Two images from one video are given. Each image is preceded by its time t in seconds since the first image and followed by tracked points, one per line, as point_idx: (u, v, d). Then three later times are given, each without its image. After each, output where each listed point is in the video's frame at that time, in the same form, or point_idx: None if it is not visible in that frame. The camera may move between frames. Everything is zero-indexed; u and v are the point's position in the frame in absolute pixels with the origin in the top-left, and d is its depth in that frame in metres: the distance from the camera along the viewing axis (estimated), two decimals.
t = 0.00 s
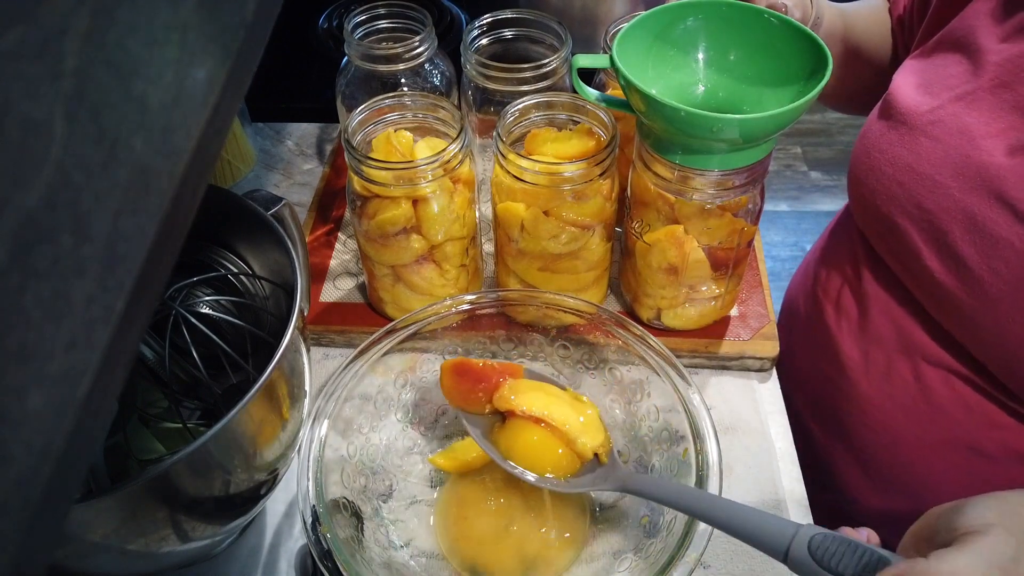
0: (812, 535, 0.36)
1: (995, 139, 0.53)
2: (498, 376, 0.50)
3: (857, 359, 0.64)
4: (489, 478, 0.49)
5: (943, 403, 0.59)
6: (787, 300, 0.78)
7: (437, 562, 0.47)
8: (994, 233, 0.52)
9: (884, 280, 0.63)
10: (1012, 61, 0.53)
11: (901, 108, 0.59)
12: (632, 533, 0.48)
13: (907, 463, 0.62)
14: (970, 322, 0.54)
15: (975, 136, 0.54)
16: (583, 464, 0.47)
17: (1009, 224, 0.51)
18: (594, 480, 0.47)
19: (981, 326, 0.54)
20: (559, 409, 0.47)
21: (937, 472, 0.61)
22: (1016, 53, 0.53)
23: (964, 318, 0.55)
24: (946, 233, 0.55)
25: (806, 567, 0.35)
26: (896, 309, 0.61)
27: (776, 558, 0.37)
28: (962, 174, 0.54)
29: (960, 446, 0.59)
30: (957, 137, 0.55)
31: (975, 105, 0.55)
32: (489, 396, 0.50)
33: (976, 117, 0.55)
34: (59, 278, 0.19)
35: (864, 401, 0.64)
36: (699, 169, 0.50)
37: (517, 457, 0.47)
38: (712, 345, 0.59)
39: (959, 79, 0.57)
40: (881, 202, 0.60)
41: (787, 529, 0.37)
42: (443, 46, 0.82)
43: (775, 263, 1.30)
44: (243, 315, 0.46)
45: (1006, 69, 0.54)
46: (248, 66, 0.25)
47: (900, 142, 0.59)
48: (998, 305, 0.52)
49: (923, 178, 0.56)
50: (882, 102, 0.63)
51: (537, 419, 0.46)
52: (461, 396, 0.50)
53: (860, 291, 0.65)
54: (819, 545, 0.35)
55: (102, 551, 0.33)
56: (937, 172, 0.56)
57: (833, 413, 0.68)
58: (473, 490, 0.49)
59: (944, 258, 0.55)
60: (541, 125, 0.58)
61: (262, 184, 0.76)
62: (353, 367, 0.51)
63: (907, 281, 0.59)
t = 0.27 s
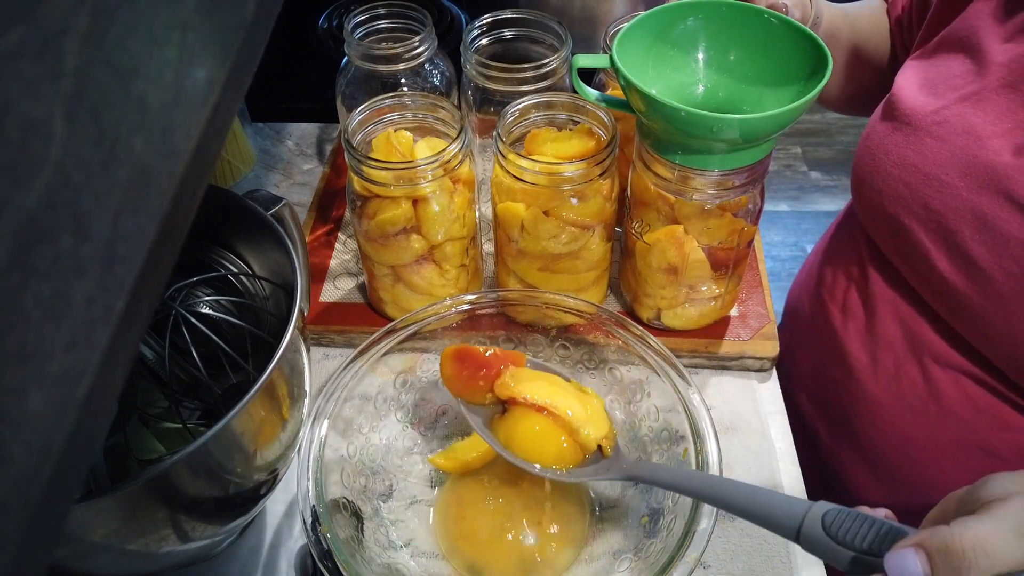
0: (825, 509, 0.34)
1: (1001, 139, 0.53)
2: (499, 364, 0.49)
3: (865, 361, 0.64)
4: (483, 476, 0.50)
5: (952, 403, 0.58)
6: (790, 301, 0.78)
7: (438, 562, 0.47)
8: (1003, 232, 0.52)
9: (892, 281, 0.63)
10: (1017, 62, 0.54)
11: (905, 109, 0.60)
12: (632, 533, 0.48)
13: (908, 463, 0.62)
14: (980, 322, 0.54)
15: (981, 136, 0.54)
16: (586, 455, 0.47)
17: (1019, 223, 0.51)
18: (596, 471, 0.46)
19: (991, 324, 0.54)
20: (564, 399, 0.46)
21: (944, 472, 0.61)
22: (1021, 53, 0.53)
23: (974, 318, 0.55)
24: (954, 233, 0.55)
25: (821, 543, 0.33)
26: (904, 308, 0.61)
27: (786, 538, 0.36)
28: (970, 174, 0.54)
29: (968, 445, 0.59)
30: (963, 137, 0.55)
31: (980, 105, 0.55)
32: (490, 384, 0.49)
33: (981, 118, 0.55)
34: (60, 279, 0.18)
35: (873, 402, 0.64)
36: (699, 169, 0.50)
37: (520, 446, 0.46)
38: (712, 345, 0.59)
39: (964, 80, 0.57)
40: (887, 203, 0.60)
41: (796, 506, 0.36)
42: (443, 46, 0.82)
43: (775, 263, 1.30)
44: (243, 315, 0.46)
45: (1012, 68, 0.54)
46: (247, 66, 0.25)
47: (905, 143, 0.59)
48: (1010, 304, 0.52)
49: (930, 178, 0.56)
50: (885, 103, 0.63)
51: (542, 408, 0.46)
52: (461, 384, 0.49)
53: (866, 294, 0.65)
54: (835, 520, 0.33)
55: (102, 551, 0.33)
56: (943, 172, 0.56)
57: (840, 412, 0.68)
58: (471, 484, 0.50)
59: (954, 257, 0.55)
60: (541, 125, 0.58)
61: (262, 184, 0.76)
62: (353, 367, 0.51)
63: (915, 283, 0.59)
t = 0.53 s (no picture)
0: (833, 483, 0.33)
1: (1007, 138, 0.54)
2: (504, 345, 0.49)
3: (868, 363, 0.64)
4: (483, 476, 0.50)
5: (956, 404, 0.58)
6: (791, 302, 0.78)
7: (438, 562, 0.47)
8: (1009, 230, 0.52)
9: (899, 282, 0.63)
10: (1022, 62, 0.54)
11: (909, 110, 0.60)
12: (632, 532, 0.48)
13: (909, 463, 0.62)
14: (987, 321, 0.54)
15: (987, 136, 0.54)
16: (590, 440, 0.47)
17: None
18: (600, 456, 0.46)
19: (996, 323, 0.54)
20: (567, 383, 0.46)
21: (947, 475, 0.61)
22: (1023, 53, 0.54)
23: (980, 318, 0.55)
24: (960, 232, 0.55)
25: (827, 515, 0.33)
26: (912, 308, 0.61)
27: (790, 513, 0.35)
28: (975, 173, 0.54)
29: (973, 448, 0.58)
30: (969, 138, 0.55)
31: (985, 104, 0.55)
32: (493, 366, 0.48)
33: (986, 118, 0.55)
34: (60, 279, 0.18)
35: (876, 403, 0.63)
36: (699, 169, 0.50)
37: (521, 427, 0.46)
38: (712, 345, 0.59)
39: (968, 80, 0.57)
40: (892, 203, 0.60)
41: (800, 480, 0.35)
42: (443, 46, 0.82)
43: (775, 263, 1.30)
44: (243, 315, 0.46)
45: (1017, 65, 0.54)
46: (247, 66, 0.25)
47: (909, 143, 0.59)
48: (1016, 303, 0.52)
49: (935, 178, 0.56)
50: (888, 104, 0.63)
51: (543, 390, 0.45)
52: (463, 367, 0.49)
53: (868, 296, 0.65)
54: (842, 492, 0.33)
55: (102, 551, 0.33)
56: (948, 172, 0.56)
57: (841, 413, 0.68)
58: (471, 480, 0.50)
59: (960, 257, 0.55)
60: (541, 125, 0.58)
61: (262, 184, 0.76)
62: (353, 367, 0.51)
63: (920, 283, 0.59)
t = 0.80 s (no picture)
0: (853, 472, 0.32)
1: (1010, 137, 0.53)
2: (496, 318, 0.48)
3: (868, 363, 0.64)
4: (483, 476, 0.50)
5: (956, 404, 0.58)
6: (790, 303, 0.78)
7: (437, 562, 0.47)
8: (1011, 228, 0.52)
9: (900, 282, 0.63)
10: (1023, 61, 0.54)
11: (911, 109, 0.60)
12: (632, 532, 0.48)
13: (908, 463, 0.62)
14: (988, 321, 0.54)
15: (988, 134, 0.54)
16: (587, 419, 0.46)
17: None
18: (598, 435, 0.46)
19: (998, 322, 0.53)
20: (564, 357, 0.46)
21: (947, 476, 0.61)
22: None
23: (981, 317, 0.55)
24: (962, 230, 0.55)
25: (845, 507, 0.31)
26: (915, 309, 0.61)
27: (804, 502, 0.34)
28: (978, 172, 0.54)
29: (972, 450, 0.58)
30: (970, 136, 0.55)
31: (986, 103, 0.55)
32: (485, 339, 0.48)
33: (988, 116, 0.55)
34: (60, 279, 0.18)
35: (876, 403, 0.63)
36: (699, 169, 0.50)
37: (516, 403, 0.46)
38: (712, 345, 0.59)
39: (970, 79, 0.57)
40: (893, 202, 0.60)
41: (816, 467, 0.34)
42: (443, 46, 0.82)
43: (775, 263, 1.30)
44: (243, 315, 0.46)
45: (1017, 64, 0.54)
46: (247, 66, 0.25)
47: (911, 142, 0.59)
48: (1017, 301, 0.52)
49: (936, 176, 0.56)
50: (889, 103, 0.63)
51: (539, 365, 0.45)
52: (456, 338, 0.48)
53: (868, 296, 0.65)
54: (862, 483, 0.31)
55: (102, 550, 0.33)
56: (950, 171, 0.56)
57: (839, 414, 0.68)
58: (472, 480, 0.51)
59: (962, 255, 0.55)
60: (541, 125, 0.58)
61: (262, 184, 0.76)
62: (353, 367, 0.51)
63: (921, 282, 0.59)
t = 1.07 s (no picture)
0: (868, 458, 0.31)
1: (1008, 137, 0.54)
2: (497, 301, 0.48)
3: (863, 365, 0.64)
4: (482, 476, 0.50)
5: (953, 405, 0.58)
6: (789, 304, 0.79)
7: (437, 562, 0.47)
8: (1011, 228, 0.52)
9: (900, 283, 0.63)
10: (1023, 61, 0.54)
11: (909, 109, 0.60)
12: (632, 532, 0.48)
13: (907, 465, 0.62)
14: (987, 320, 0.54)
15: (987, 134, 0.54)
16: (588, 407, 0.46)
17: None
18: (600, 424, 0.46)
19: (995, 321, 0.54)
20: (566, 343, 0.45)
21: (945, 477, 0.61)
22: None
23: (980, 316, 0.55)
24: (960, 230, 0.55)
25: (861, 495, 0.31)
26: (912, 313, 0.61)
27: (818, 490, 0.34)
28: (977, 171, 0.54)
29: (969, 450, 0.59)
30: (968, 136, 0.55)
31: (984, 103, 0.55)
32: (485, 323, 0.47)
33: (986, 116, 0.55)
34: (59, 278, 0.18)
35: (875, 404, 0.63)
36: (699, 169, 0.50)
37: (516, 390, 0.45)
38: (712, 345, 0.59)
39: (968, 79, 0.57)
40: (891, 201, 0.60)
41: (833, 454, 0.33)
42: (443, 46, 0.82)
43: (775, 263, 1.30)
44: (243, 315, 0.46)
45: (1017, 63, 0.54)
46: (247, 66, 0.25)
47: (908, 141, 0.59)
48: (1016, 301, 0.52)
49: (935, 176, 0.56)
50: (887, 102, 0.63)
51: (541, 351, 0.45)
52: (455, 319, 0.47)
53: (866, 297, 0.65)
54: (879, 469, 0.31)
55: (102, 550, 0.33)
56: (948, 170, 0.56)
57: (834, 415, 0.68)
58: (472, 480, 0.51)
59: (960, 254, 0.55)
60: (541, 125, 0.58)
61: (262, 184, 0.76)
62: (353, 367, 0.51)
63: (919, 282, 0.59)
